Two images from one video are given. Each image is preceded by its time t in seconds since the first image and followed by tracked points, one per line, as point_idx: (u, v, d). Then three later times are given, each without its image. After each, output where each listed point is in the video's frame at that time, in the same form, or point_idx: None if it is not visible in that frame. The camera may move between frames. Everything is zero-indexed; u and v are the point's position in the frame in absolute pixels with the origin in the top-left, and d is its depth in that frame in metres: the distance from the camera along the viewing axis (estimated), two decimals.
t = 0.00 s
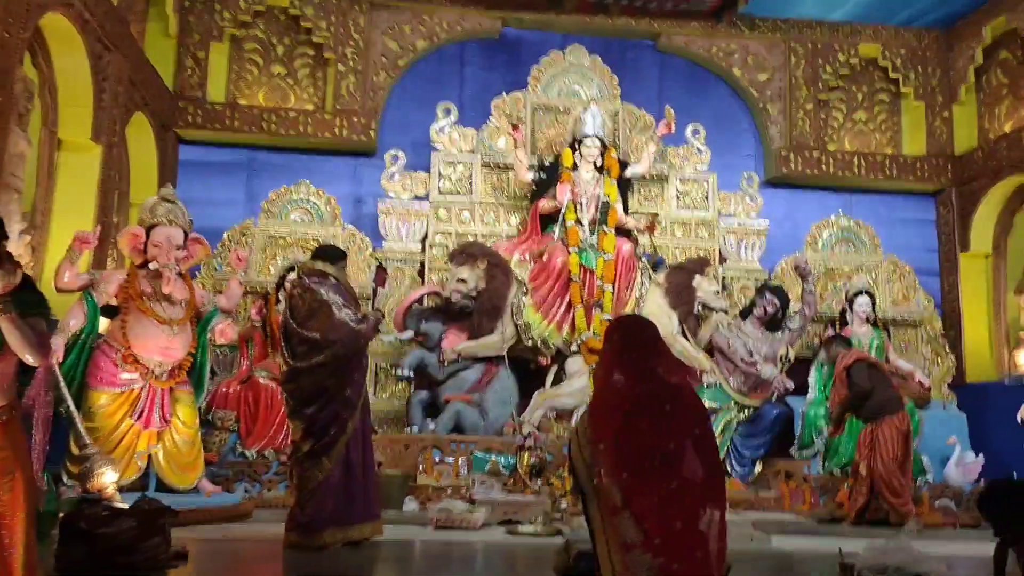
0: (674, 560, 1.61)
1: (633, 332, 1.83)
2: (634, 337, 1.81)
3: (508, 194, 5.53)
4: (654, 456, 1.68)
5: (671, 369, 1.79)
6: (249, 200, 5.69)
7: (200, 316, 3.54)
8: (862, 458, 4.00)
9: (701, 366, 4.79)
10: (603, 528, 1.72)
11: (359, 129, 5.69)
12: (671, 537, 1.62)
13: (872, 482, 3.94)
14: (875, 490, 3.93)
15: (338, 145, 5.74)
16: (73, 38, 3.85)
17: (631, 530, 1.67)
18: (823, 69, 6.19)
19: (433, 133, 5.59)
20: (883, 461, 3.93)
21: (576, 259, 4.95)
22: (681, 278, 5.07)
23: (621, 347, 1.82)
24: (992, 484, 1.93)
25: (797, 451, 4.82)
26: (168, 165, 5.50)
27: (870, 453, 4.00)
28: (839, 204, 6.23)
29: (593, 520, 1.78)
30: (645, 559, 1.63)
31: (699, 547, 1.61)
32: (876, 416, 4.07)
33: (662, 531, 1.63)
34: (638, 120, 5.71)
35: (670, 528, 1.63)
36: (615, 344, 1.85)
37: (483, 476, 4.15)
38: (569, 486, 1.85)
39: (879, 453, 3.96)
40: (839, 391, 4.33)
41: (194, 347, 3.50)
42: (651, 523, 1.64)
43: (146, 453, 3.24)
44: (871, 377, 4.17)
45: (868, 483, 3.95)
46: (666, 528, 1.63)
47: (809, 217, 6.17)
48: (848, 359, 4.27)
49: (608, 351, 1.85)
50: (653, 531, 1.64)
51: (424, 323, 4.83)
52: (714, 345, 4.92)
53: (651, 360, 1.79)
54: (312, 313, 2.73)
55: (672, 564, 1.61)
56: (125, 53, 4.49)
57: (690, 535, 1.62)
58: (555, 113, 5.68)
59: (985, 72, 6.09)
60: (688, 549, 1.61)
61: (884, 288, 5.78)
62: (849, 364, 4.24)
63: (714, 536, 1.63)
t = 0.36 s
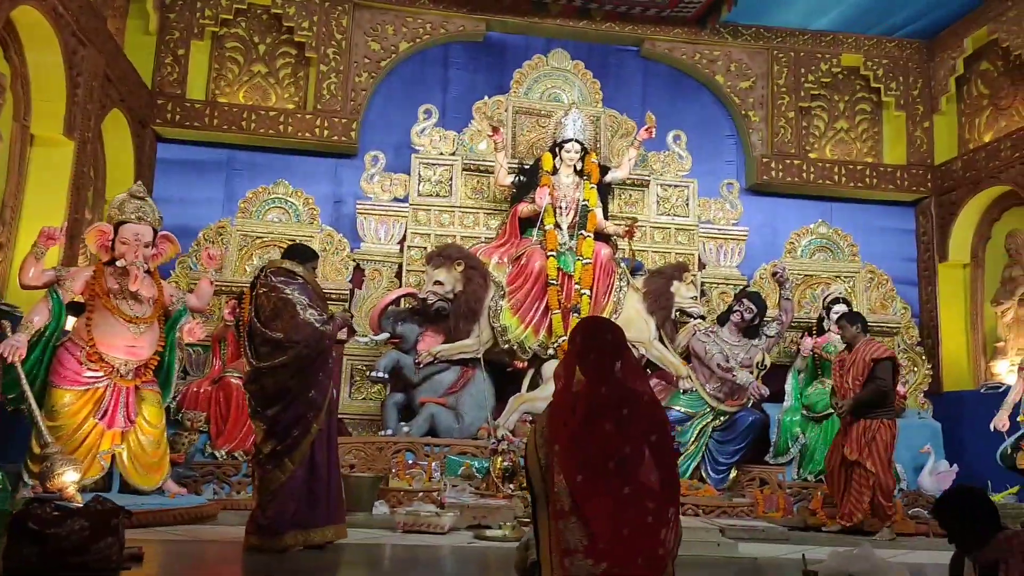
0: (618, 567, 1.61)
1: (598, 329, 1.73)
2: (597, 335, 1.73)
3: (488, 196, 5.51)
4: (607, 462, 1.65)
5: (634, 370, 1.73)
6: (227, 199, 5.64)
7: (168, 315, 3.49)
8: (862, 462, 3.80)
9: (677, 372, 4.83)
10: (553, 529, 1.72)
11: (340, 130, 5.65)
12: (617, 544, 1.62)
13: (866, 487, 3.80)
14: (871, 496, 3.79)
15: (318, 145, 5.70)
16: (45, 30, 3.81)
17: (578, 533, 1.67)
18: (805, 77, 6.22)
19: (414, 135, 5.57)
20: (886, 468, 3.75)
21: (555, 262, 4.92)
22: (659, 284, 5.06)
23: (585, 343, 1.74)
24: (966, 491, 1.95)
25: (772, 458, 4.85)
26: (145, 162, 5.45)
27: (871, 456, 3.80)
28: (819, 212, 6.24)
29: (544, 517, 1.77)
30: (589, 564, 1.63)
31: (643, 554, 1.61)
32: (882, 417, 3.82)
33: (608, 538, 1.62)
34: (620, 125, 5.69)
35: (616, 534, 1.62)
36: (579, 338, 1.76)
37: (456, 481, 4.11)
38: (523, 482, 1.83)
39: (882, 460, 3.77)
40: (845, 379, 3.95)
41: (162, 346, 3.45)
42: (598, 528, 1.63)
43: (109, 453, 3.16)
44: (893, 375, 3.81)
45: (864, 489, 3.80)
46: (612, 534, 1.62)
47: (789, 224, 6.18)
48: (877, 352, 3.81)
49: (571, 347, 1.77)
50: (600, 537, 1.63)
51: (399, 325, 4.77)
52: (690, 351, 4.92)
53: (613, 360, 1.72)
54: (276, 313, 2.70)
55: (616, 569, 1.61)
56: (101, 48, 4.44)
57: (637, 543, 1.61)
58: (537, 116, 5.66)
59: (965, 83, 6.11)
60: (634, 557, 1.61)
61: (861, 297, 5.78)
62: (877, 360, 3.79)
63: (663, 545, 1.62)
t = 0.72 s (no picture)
0: (580, 559, 1.58)
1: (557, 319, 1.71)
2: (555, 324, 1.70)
3: (484, 189, 5.49)
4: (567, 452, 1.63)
5: (594, 359, 1.70)
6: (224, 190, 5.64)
7: (155, 304, 3.50)
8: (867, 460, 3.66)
9: (670, 366, 4.80)
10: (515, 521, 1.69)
11: (337, 121, 5.63)
12: (580, 535, 1.59)
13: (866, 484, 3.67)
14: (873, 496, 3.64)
15: (315, 136, 5.69)
16: (36, 18, 3.82)
17: (541, 524, 1.64)
18: (807, 72, 6.15)
19: (411, 127, 5.56)
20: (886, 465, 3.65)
21: (548, 256, 4.89)
22: (654, 278, 5.02)
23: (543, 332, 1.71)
24: (929, 483, 2.01)
25: (765, 455, 4.83)
26: (142, 153, 5.46)
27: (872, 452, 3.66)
28: (819, 208, 6.19)
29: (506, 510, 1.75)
30: (551, 555, 1.60)
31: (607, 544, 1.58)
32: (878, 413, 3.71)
33: (570, 528, 1.60)
34: (618, 118, 5.65)
35: (578, 525, 1.60)
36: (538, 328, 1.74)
37: (444, 473, 4.11)
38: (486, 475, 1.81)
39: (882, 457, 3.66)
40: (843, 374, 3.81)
41: (148, 335, 3.46)
42: (560, 519, 1.61)
43: (93, 441, 3.17)
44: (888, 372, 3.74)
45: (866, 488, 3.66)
46: (574, 524, 1.60)
47: (790, 220, 6.13)
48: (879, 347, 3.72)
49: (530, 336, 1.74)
50: (562, 528, 1.61)
51: (391, 317, 4.74)
52: (684, 346, 4.89)
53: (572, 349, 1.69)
54: (254, 302, 2.74)
55: (580, 560, 1.58)
56: (96, 37, 4.46)
57: (598, 534, 1.59)
58: (534, 109, 5.63)
59: (970, 78, 6.03)
60: (598, 547, 1.58)
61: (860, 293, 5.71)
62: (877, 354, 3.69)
63: (626, 534, 1.59)
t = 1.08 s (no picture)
0: (556, 552, 1.61)
1: (536, 318, 1.75)
2: (536, 322, 1.74)
3: (492, 186, 5.50)
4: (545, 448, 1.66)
5: (573, 356, 1.73)
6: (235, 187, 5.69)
7: (161, 300, 3.55)
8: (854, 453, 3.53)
9: (676, 364, 4.79)
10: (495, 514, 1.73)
11: (346, 119, 5.66)
12: (556, 529, 1.62)
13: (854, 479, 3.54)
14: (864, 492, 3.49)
15: (323, 133, 5.71)
16: (46, 19, 3.90)
17: (519, 517, 1.68)
18: (818, 67, 6.09)
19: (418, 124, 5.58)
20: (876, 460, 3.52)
21: (554, 253, 4.89)
22: (660, 275, 4.99)
23: (523, 330, 1.75)
24: (923, 483, 2.04)
25: (771, 453, 4.79)
26: (154, 151, 5.53)
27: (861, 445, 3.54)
28: (830, 205, 6.13)
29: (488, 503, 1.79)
30: (528, 548, 1.64)
31: (583, 538, 1.61)
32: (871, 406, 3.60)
33: (546, 521, 1.63)
34: (626, 115, 5.63)
35: (555, 519, 1.63)
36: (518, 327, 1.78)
37: (446, 469, 4.13)
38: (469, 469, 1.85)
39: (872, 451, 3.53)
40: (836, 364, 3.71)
41: (153, 331, 3.53)
42: (537, 513, 1.64)
43: (99, 434, 3.22)
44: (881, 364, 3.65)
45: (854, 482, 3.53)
46: (551, 518, 1.63)
47: (800, 217, 6.07)
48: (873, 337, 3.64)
49: (510, 334, 1.78)
50: (538, 522, 1.64)
51: (397, 314, 4.79)
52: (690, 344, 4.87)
53: (552, 346, 1.72)
54: (252, 298, 2.81)
55: (556, 553, 1.61)
56: (105, 36, 4.53)
57: (575, 528, 1.61)
58: (542, 106, 5.63)
59: (984, 73, 5.96)
60: (575, 541, 1.61)
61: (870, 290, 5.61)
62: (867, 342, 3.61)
63: (603, 529, 1.62)
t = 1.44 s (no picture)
0: (545, 542, 1.68)
1: (530, 319, 1.84)
2: (531, 323, 1.83)
3: (504, 186, 5.54)
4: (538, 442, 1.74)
5: (566, 356, 1.83)
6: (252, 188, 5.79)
7: (177, 299, 3.65)
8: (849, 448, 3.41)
9: (687, 361, 4.79)
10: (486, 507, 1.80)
11: (361, 120, 5.73)
12: (545, 520, 1.70)
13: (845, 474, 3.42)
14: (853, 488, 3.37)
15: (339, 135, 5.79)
16: (67, 26, 4.02)
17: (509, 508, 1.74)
18: (832, 65, 6.07)
19: (432, 125, 5.65)
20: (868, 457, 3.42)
21: (565, 252, 4.93)
22: (671, 273, 5.01)
23: (517, 331, 1.85)
24: (927, 479, 2.10)
25: (783, 450, 4.80)
26: (174, 153, 5.65)
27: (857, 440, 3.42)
28: (844, 203, 6.10)
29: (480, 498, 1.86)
30: (519, 538, 1.70)
31: (572, 529, 1.69)
32: (870, 405, 3.50)
33: (535, 512, 1.70)
34: (638, 114, 5.64)
35: (545, 510, 1.70)
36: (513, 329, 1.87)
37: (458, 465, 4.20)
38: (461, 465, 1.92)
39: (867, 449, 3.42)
40: (834, 358, 3.59)
41: (170, 330, 3.62)
42: (526, 504, 1.71)
43: (118, 430, 3.31)
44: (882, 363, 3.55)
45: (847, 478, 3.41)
46: (541, 509, 1.70)
47: (814, 215, 6.06)
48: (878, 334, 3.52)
49: (505, 335, 1.87)
50: (528, 513, 1.71)
51: (410, 312, 4.85)
52: (701, 341, 4.89)
53: (545, 346, 1.81)
54: (263, 297, 2.90)
55: (546, 543, 1.68)
56: (126, 41, 4.66)
57: (564, 519, 1.69)
58: (554, 106, 5.66)
59: (1001, 69, 5.92)
60: (565, 531, 1.69)
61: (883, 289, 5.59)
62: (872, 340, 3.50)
63: (591, 520, 1.70)
